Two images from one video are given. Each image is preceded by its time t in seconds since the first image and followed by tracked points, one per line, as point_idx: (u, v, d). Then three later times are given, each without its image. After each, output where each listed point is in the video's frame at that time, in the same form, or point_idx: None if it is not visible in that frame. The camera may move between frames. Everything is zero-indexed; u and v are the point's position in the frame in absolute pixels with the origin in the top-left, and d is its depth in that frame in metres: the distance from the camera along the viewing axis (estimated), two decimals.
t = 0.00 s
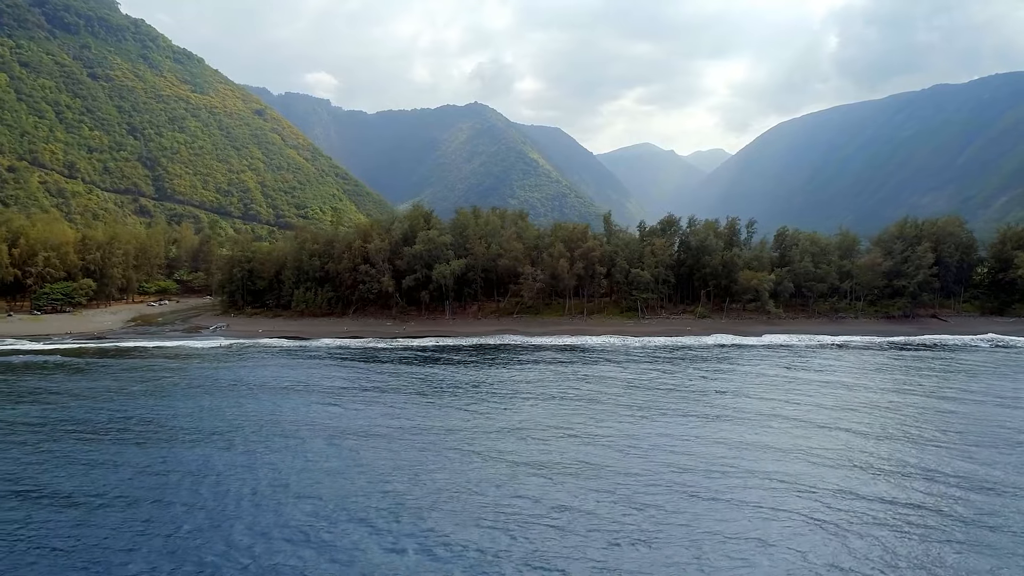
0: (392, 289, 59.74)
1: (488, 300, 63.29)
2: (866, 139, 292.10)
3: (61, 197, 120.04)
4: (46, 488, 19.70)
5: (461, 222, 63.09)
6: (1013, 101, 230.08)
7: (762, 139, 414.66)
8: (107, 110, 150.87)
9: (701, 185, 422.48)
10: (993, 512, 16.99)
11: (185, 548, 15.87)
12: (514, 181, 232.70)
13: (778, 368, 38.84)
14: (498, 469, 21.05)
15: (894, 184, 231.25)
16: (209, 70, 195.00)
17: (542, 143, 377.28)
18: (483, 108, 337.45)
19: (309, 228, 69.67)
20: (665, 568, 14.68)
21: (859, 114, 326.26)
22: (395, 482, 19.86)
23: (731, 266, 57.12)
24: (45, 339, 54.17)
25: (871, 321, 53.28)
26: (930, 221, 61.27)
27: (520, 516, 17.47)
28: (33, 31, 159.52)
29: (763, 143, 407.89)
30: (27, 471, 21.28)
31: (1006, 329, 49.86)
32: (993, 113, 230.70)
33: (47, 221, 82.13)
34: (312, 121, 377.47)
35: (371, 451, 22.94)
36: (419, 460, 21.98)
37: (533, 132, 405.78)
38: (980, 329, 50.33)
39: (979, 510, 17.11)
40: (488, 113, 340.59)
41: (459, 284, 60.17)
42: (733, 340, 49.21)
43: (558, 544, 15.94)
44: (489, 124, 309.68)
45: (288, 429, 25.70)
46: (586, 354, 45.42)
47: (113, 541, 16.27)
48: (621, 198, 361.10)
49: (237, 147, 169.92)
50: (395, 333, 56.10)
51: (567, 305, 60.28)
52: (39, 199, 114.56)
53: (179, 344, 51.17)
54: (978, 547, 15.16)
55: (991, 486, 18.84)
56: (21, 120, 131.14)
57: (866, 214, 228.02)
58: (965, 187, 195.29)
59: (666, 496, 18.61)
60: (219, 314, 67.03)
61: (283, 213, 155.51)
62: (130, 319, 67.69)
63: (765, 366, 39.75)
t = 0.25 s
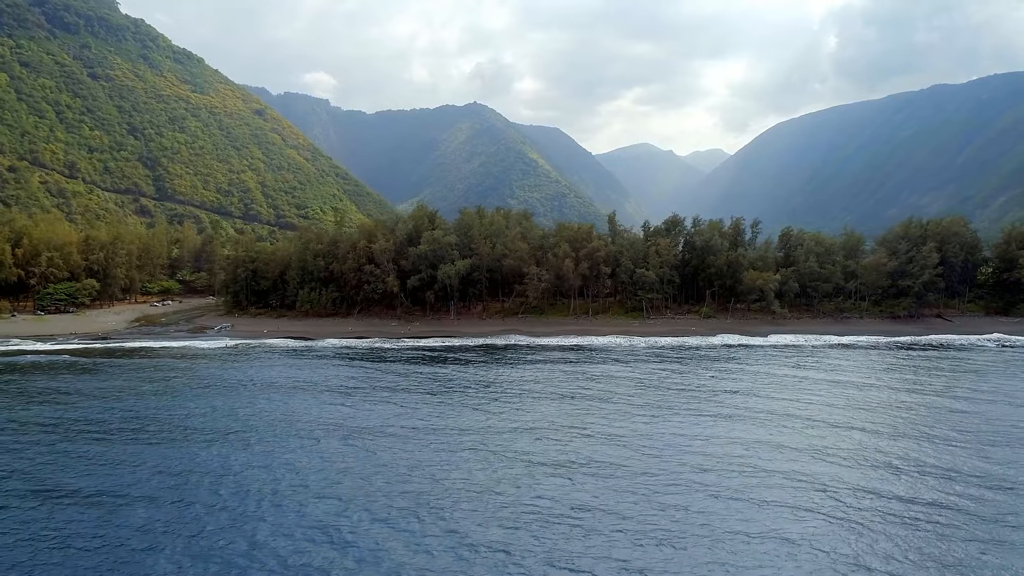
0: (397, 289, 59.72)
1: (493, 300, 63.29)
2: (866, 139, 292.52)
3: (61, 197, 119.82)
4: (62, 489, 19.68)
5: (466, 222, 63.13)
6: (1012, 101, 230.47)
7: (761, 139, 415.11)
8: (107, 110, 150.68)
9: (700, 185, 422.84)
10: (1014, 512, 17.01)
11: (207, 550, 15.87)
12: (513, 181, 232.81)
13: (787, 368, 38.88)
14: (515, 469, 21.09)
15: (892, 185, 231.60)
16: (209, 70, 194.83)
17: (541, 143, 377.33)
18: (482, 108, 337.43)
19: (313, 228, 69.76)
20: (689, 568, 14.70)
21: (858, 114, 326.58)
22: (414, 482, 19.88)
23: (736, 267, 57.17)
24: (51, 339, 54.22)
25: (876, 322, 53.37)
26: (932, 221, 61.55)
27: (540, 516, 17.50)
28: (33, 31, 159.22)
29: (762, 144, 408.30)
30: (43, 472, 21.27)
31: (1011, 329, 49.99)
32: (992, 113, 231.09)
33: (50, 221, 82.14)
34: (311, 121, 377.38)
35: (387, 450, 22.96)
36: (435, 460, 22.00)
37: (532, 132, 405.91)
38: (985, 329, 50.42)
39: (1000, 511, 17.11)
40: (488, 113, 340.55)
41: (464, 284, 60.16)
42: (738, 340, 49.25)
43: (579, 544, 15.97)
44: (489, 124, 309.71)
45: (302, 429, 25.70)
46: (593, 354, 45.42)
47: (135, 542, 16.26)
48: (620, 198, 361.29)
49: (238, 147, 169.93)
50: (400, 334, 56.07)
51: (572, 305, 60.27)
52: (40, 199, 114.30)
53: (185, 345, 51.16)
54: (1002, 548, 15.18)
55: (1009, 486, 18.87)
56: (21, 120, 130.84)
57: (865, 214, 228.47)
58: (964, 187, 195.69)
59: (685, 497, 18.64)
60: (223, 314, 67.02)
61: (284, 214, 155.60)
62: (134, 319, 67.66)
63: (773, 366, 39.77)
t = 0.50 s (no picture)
0: (404, 289, 59.67)
1: (500, 300, 63.28)
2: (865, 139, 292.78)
3: (63, 197, 119.53)
4: (86, 488, 19.73)
5: (472, 222, 63.05)
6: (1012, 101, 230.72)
7: (761, 139, 415.40)
8: (108, 109, 150.51)
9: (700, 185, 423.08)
10: None
11: (236, 550, 15.92)
12: (513, 181, 232.83)
13: (798, 368, 38.89)
14: (537, 469, 21.14)
15: (892, 185, 231.83)
16: (209, 69, 194.64)
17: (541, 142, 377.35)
18: (482, 108, 337.34)
19: (319, 228, 69.74)
20: (719, 569, 14.75)
21: (858, 114, 326.73)
22: (437, 483, 19.95)
23: (743, 266, 57.22)
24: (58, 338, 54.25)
25: (883, 321, 53.44)
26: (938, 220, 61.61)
27: (566, 518, 17.55)
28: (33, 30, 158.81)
29: (762, 143, 408.63)
30: (66, 471, 21.32)
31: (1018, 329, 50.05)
32: (992, 113, 231.33)
33: (53, 221, 82.02)
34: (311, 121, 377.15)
35: (408, 451, 23.01)
36: (456, 460, 22.05)
37: (532, 132, 405.97)
38: (994, 329, 50.46)
39: None
40: (487, 113, 340.54)
41: (471, 284, 60.14)
42: (747, 340, 49.22)
43: (607, 545, 16.00)
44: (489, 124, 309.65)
45: (318, 430, 25.70)
46: (601, 353, 45.45)
47: (163, 542, 16.32)
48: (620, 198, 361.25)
49: (239, 146, 170.00)
50: (407, 334, 56.03)
51: (579, 305, 60.24)
52: (41, 199, 114.04)
53: (192, 345, 51.14)
54: None
55: None
56: (23, 120, 130.48)
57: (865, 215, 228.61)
58: (964, 187, 195.89)
59: (709, 497, 18.70)
60: (228, 314, 66.99)
61: (285, 213, 155.55)
62: (139, 319, 67.60)
63: (784, 366, 39.76)
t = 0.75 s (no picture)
0: (410, 289, 59.72)
1: (506, 300, 63.33)
2: (866, 139, 292.94)
3: (65, 197, 119.48)
4: (107, 488, 19.84)
5: (478, 222, 63.05)
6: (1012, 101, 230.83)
7: (761, 139, 415.77)
8: (110, 109, 150.50)
9: (700, 185, 423.24)
10: None
11: (261, 550, 16.01)
12: (514, 181, 232.85)
13: (808, 368, 38.98)
14: (555, 470, 21.24)
15: (891, 185, 232.03)
16: (211, 69, 194.69)
17: (541, 143, 377.46)
18: (483, 108, 337.48)
19: (324, 228, 69.77)
20: (745, 568, 14.80)
21: (858, 113, 326.87)
22: (456, 485, 20.04)
23: (749, 267, 57.30)
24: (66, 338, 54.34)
25: (890, 321, 53.55)
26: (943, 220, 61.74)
27: (587, 517, 17.67)
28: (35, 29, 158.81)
29: (762, 144, 408.79)
30: (85, 471, 21.42)
31: None
32: (993, 113, 231.45)
33: (58, 221, 82.10)
34: (311, 121, 377.05)
35: (425, 452, 23.10)
36: (474, 462, 22.16)
37: (532, 132, 406.11)
38: (1000, 329, 50.57)
39: None
40: (488, 113, 340.68)
41: (477, 284, 60.18)
42: (754, 340, 49.30)
43: (632, 545, 16.04)
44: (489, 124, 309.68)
45: (334, 430, 25.76)
46: (610, 353, 45.52)
47: (188, 542, 16.38)
48: (620, 198, 361.39)
49: (241, 146, 170.07)
50: (414, 334, 56.06)
51: (585, 305, 60.27)
52: (44, 199, 113.98)
53: (200, 345, 51.22)
54: None
55: None
56: (25, 119, 130.42)
57: (865, 215, 228.68)
58: (964, 187, 196.00)
59: (728, 497, 18.82)
60: (234, 314, 67.05)
61: (287, 213, 155.60)
62: (144, 319, 67.64)
63: (795, 366, 39.81)
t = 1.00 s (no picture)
0: (418, 289, 59.72)
1: (513, 300, 63.37)
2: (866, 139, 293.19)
3: (68, 197, 119.39)
4: (132, 488, 19.87)
5: (485, 222, 63.07)
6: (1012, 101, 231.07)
7: (760, 139, 416.19)
8: (112, 109, 150.46)
9: (700, 185, 423.49)
10: None
11: (290, 550, 16.06)
12: (515, 181, 232.86)
13: (820, 368, 39.05)
14: (577, 471, 21.25)
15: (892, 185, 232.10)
16: (213, 69, 194.72)
17: (541, 143, 377.58)
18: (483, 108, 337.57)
19: (330, 228, 69.79)
20: (777, 569, 14.88)
21: (858, 113, 327.13)
22: (479, 486, 20.07)
23: (757, 267, 57.36)
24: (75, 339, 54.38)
25: (898, 321, 53.65)
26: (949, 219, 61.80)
27: (611, 518, 17.76)
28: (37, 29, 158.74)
29: (762, 144, 409.12)
30: (106, 471, 21.43)
31: None
32: (993, 113, 231.67)
33: (64, 221, 82.13)
34: (311, 121, 377.02)
35: (445, 453, 23.09)
36: (496, 463, 22.17)
37: (532, 132, 406.20)
38: (1008, 329, 50.66)
39: None
40: (488, 113, 340.82)
41: (485, 284, 60.23)
42: (763, 340, 49.34)
43: (662, 546, 16.09)
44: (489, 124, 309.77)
45: (354, 431, 25.81)
46: (620, 353, 45.55)
47: (219, 543, 16.41)
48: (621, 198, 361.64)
49: (243, 146, 170.12)
50: (421, 334, 56.07)
51: (592, 305, 60.30)
52: (47, 199, 113.90)
53: (209, 345, 51.23)
54: None
55: None
56: (27, 119, 130.29)
57: (866, 215, 228.74)
58: (964, 187, 196.14)
59: (751, 499, 18.85)
60: (241, 314, 67.05)
61: (289, 213, 155.52)
62: (151, 319, 67.66)
63: (807, 366, 39.85)
